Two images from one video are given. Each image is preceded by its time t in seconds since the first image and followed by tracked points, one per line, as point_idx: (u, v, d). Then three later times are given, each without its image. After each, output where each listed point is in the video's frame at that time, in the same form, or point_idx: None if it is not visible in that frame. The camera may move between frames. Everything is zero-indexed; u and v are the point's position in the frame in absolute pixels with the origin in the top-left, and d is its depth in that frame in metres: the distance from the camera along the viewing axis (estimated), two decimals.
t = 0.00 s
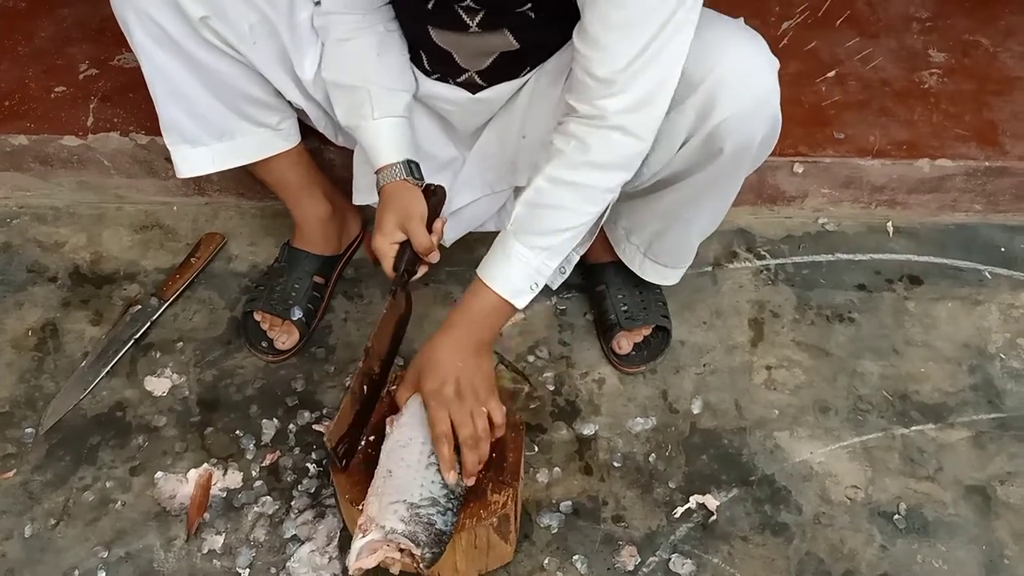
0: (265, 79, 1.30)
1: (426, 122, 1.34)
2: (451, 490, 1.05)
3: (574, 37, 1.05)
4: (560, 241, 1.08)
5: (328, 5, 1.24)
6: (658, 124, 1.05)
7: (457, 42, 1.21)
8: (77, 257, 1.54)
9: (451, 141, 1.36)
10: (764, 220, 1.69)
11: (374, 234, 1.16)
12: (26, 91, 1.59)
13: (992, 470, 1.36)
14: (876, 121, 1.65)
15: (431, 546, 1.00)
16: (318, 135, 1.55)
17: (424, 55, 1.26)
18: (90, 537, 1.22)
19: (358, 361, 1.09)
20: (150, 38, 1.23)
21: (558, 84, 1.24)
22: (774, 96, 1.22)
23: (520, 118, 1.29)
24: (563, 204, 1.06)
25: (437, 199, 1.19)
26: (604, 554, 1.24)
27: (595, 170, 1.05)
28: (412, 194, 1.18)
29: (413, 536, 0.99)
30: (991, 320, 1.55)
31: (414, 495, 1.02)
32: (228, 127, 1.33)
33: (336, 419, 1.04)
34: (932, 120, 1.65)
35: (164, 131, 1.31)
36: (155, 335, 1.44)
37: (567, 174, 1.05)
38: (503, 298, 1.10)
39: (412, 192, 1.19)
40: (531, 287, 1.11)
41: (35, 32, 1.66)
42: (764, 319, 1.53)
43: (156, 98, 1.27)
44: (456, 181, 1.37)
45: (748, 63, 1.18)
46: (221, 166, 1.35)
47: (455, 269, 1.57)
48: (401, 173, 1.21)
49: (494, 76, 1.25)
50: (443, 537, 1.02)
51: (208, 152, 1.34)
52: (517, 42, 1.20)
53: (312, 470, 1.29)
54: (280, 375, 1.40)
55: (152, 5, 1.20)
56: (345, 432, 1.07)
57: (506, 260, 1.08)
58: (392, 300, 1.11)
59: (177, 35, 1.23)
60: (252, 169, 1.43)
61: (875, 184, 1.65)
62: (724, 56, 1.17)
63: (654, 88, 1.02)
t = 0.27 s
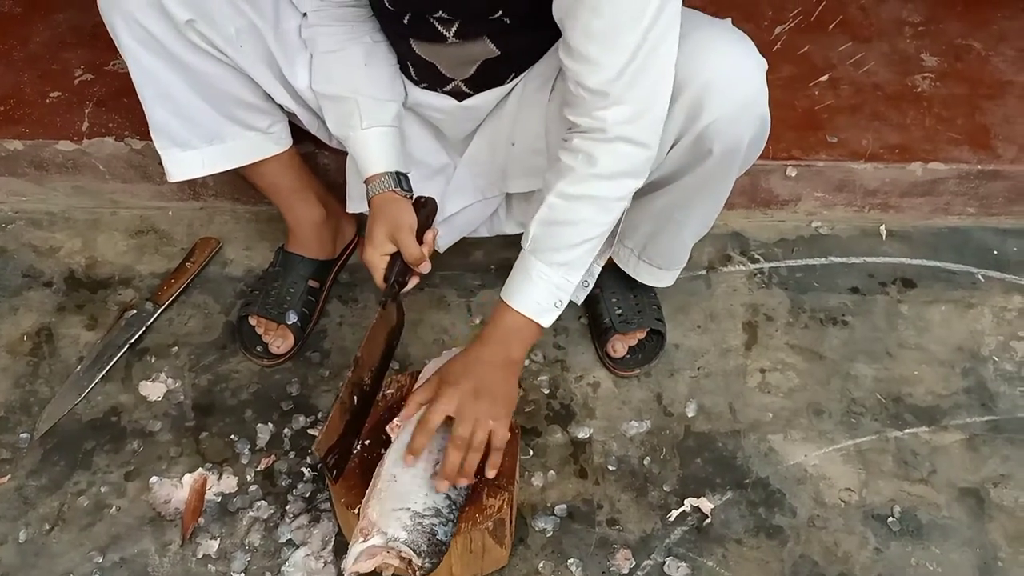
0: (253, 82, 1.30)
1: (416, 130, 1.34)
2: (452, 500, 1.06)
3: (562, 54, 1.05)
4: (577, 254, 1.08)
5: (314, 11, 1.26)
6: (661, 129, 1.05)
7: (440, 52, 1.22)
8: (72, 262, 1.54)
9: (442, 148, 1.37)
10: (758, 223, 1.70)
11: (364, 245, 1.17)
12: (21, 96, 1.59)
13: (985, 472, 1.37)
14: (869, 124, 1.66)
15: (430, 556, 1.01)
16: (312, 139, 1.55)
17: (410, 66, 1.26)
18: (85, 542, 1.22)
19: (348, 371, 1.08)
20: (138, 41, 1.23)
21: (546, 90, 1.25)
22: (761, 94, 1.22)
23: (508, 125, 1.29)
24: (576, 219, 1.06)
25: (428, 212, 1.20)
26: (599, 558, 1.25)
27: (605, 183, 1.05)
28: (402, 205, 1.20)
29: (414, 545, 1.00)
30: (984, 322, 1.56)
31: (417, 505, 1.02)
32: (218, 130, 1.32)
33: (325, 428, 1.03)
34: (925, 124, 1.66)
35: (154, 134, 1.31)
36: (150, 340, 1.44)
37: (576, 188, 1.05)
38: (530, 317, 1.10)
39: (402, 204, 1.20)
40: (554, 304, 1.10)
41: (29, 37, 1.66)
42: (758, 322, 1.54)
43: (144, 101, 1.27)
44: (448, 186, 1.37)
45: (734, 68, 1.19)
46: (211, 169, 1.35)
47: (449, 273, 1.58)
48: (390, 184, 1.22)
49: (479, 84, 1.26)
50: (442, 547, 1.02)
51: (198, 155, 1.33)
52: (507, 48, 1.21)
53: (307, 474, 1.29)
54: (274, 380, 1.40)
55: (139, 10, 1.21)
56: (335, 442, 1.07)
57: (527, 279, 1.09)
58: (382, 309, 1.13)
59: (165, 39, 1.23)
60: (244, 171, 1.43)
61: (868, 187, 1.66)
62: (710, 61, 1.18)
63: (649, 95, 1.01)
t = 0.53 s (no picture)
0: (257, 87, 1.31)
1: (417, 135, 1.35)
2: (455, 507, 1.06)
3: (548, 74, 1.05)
4: (535, 275, 0.96)
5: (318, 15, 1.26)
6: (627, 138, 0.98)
7: (438, 60, 1.22)
8: (73, 267, 1.54)
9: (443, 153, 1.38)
10: (760, 228, 1.70)
11: (367, 252, 1.18)
12: (22, 102, 1.59)
13: (988, 477, 1.36)
14: (870, 129, 1.66)
15: (435, 564, 1.01)
16: (314, 145, 1.55)
17: (410, 73, 1.26)
18: (87, 549, 1.22)
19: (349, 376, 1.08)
20: (141, 46, 1.23)
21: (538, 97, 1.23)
22: (743, 112, 1.21)
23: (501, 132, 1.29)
24: (537, 232, 0.97)
25: (431, 220, 1.19)
26: (601, 563, 1.25)
27: (567, 192, 0.97)
28: (404, 214, 1.20)
29: (418, 552, 0.99)
30: (986, 326, 1.56)
31: (422, 512, 1.02)
32: (221, 135, 1.32)
33: (324, 432, 1.02)
34: (925, 129, 1.66)
35: (157, 140, 1.30)
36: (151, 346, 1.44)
37: (538, 199, 0.97)
38: (486, 343, 0.97)
39: (404, 212, 1.20)
40: (515, 330, 0.97)
41: (31, 43, 1.66)
42: (760, 327, 1.54)
43: (148, 106, 1.27)
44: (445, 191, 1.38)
45: (715, 83, 1.18)
46: (214, 174, 1.34)
47: (451, 278, 1.58)
48: (393, 191, 1.22)
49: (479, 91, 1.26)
50: (446, 555, 1.02)
51: (201, 161, 1.33)
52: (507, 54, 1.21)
53: (309, 480, 1.29)
54: (276, 386, 1.40)
55: (144, 15, 1.21)
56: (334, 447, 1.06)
57: (482, 301, 0.97)
58: (384, 316, 1.12)
59: (170, 44, 1.24)
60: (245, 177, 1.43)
61: (869, 192, 1.66)
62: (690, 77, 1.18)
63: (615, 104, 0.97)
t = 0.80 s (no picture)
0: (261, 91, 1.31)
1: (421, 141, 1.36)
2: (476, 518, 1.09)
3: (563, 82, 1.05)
4: (575, 282, 0.97)
5: (322, 20, 1.26)
6: (658, 141, 0.98)
7: (440, 64, 1.22)
8: (76, 270, 1.55)
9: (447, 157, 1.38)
10: (762, 232, 1.70)
11: (374, 259, 1.18)
12: (27, 105, 1.59)
13: (991, 481, 1.36)
14: (872, 133, 1.66)
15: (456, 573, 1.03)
16: (317, 148, 1.55)
17: (413, 78, 1.27)
18: (89, 551, 1.22)
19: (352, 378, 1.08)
20: (145, 50, 1.24)
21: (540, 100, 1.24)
22: (744, 115, 1.21)
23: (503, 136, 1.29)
24: (574, 239, 0.97)
25: (439, 225, 1.19)
26: (603, 567, 1.25)
27: (602, 199, 0.97)
28: (410, 220, 1.21)
29: (449, 562, 1.02)
30: (988, 331, 1.56)
31: (456, 522, 1.04)
32: (224, 139, 1.32)
33: (326, 432, 1.03)
34: (928, 133, 1.66)
35: (160, 144, 1.31)
36: (154, 348, 1.45)
37: (572, 207, 0.97)
38: (528, 349, 0.99)
39: (410, 218, 1.21)
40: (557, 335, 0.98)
41: (35, 46, 1.67)
42: (762, 331, 1.54)
43: (151, 109, 1.27)
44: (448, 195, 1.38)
45: (716, 87, 1.19)
46: (217, 178, 1.34)
47: (453, 281, 1.58)
48: (399, 198, 1.23)
49: (481, 95, 1.26)
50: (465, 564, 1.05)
51: (204, 165, 1.33)
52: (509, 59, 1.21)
53: (311, 483, 1.29)
54: (278, 389, 1.40)
55: (148, 18, 1.21)
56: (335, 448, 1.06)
57: (522, 308, 0.98)
58: (388, 320, 1.11)
59: (173, 47, 1.24)
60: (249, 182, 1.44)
61: (871, 196, 1.66)
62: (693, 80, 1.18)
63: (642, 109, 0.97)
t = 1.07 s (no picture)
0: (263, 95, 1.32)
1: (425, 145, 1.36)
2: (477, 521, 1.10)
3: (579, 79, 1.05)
4: (609, 272, 1.03)
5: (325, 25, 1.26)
6: (685, 137, 1.00)
7: (445, 66, 1.23)
8: (77, 273, 1.55)
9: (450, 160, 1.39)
10: (760, 235, 1.70)
11: (380, 263, 1.18)
12: (28, 109, 1.60)
13: (989, 483, 1.37)
14: (870, 136, 1.67)
15: None
16: (317, 151, 1.56)
17: (417, 81, 1.27)
18: (90, 553, 1.22)
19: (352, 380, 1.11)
20: (148, 55, 1.24)
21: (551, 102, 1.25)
22: (767, 105, 1.22)
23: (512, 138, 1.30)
24: (607, 233, 1.01)
25: (444, 232, 1.17)
26: (602, 568, 1.25)
27: (633, 194, 1.00)
28: (416, 225, 1.21)
29: (450, 566, 1.03)
30: (986, 333, 1.56)
31: (458, 526, 1.04)
32: (226, 143, 1.33)
33: (326, 434, 1.06)
34: (926, 136, 1.67)
35: (163, 148, 1.32)
36: (155, 351, 1.45)
37: (606, 202, 1.00)
38: (566, 335, 1.05)
39: (416, 223, 1.21)
40: (591, 320, 1.05)
41: (36, 51, 1.68)
42: (761, 333, 1.54)
43: (154, 114, 1.28)
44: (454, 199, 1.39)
45: (738, 77, 1.19)
46: (219, 182, 1.35)
47: (453, 284, 1.58)
48: (405, 202, 1.23)
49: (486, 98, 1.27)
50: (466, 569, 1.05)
51: (207, 169, 1.34)
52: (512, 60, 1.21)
53: (311, 485, 1.29)
54: (279, 391, 1.41)
55: (151, 25, 1.22)
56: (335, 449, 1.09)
57: (558, 297, 1.04)
58: (392, 324, 1.13)
59: (175, 53, 1.25)
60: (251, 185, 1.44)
61: (869, 199, 1.67)
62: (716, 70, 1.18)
63: (666, 106, 0.98)
